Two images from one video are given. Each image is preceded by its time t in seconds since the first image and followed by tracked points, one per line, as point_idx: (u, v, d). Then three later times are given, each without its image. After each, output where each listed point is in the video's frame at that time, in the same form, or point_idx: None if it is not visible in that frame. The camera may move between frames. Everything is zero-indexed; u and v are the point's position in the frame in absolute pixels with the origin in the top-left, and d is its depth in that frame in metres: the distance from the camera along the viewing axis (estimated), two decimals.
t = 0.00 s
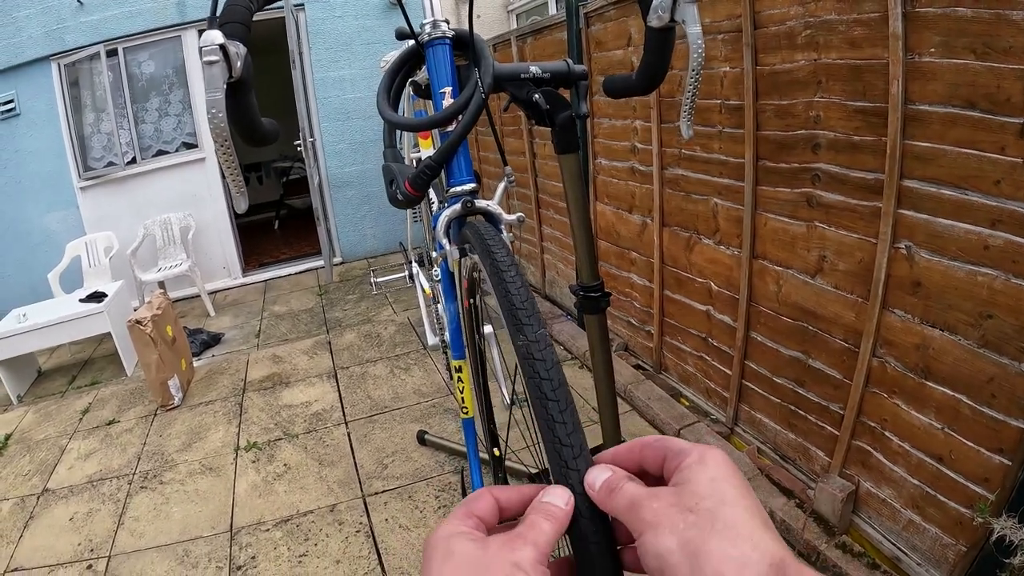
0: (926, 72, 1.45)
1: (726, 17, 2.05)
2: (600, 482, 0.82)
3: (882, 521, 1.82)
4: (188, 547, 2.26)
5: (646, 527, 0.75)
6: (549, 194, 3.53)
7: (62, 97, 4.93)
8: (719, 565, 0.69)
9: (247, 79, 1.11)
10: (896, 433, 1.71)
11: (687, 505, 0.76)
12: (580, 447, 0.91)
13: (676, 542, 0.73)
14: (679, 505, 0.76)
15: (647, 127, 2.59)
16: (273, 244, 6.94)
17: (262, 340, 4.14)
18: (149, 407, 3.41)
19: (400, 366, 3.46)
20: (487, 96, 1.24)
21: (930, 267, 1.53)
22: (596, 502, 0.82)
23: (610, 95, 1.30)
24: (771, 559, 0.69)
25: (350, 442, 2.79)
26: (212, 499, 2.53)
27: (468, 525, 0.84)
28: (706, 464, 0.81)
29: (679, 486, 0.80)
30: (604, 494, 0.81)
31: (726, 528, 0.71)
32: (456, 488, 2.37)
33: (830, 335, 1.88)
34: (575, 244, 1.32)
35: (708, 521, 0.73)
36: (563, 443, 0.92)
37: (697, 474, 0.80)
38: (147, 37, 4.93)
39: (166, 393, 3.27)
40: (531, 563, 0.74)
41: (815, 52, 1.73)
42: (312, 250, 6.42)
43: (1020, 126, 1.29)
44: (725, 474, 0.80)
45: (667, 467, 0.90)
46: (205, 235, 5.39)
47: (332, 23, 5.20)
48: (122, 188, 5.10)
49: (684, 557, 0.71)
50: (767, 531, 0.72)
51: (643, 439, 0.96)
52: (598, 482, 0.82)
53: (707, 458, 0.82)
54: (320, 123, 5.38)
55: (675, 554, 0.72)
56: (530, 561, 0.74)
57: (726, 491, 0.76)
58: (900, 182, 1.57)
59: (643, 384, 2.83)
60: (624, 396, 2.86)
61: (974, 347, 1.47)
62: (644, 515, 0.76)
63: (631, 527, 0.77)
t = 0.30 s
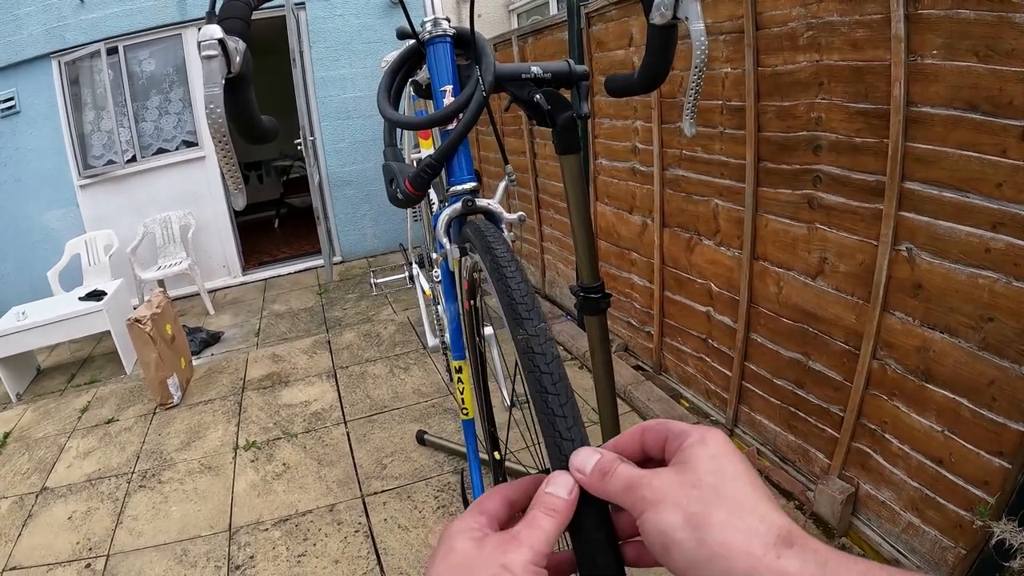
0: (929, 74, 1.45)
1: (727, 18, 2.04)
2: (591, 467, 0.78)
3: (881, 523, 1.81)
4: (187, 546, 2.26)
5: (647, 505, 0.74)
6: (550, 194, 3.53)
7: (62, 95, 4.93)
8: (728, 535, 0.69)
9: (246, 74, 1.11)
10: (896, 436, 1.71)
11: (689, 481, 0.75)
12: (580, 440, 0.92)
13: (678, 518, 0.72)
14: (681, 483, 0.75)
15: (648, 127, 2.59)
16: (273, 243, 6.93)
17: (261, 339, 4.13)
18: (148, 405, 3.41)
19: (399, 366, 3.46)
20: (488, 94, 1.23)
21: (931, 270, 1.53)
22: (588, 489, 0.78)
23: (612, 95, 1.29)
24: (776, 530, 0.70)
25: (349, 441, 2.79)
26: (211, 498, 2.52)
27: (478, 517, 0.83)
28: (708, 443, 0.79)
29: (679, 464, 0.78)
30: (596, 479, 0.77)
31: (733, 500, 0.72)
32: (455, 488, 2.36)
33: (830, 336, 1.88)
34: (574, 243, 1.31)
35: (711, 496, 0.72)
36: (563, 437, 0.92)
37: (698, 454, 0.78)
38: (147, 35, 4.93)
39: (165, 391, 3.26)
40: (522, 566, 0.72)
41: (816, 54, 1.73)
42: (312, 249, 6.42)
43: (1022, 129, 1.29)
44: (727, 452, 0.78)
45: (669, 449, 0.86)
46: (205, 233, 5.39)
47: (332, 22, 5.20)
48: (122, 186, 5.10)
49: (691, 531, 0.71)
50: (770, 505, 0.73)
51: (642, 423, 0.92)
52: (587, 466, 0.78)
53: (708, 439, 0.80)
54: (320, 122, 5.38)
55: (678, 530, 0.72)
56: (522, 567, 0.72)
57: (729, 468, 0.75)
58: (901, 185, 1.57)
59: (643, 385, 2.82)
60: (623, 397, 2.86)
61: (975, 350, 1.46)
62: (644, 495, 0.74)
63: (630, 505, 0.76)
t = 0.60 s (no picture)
0: (930, 77, 1.44)
1: (728, 19, 2.04)
2: (586, 435, 0.80)
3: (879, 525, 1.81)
4: (182, 546, 2.25)
5: (639, 464, 0.73)
6: (549, 194, 3.53)
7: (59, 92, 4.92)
8: (718, 492, 0.68)
9: (244, 73, 1.10)
10: (894, 439, 1.70)
11: (679, 439, 0.73)
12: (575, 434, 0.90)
13: (670, 474, 0.71)
14: (672, 441, 0.73)
15: (648, 128, 2.59)
16: (270, 241, 6.91)
17: (258, 337, 4.12)
18: (144, 404, 3.39)
19: (396, 366, 3.45)
20: (489, 95, 1.21)
21: (931, 273, 1.53)
22: (584, 456, 0.78)
23: (614, 96, 1.28)
24: (766, 488, 0.68)
25: (345, 441, 2.78)
26: (206, 497, 2.51)
27: (477, 492, 0.83)
28: (699, 405, 0.78)
29: (671, 425, 0.77)
30: (590, 445, 0.78)
31: (722, 458, 0.70)
32: (452, 489, 2.35)
33: (830, 339, 1.87)
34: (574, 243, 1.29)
35: (703, 453, 0.71)
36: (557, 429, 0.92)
37: (689, 415, 0.76)
38: (146, 32, 4.91)
39: (161, 389, 3.25)
40: (525, 536, 0.73)
41: (818, 56, 1.72)
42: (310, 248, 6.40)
43: None
44: (718, 413, 0.77)
45: (659, 416, 0.85)
46: (202, 231, 5.37)
47: (332, 20, 5.19)
48: (120, 183, 5.08)
49: (680, 488, 0.70)
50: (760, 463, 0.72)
51: (632, 396, 0.91)
52: (582, 434, 0.79)
53: (699, 401, 0.79)
54: (319, 120, 5.37)
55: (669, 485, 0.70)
56: (523, 537, 0.72)
57: (722, 428, 0.74)
58: (902, 188, 1.56)
59: (641, 386, 2.82)
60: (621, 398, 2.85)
61: (974, 353, 1.46)
62: (637, 453, 0.74)
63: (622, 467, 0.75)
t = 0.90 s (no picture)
0: (932, 79, 1.44)
1: (728, 19, 2.03)
2: (588, 424, 0.78)
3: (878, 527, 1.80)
4: (177, 547, 2.23)
5: (636, 453, 0.71)
6: (547, 194, 3.52)
7: (56, 89, 4.90)
8: (716, 479, 0.64)
9: (241, 70, 1.08)
10: (893, 441, 1.70)
11: (672, 424, 0.70)
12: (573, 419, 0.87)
13: (666, 460, 0.68)
14: (663, 427, 0.70)
15: (646, 128, 2.58)
16: (267, 240, 6.89)
17: (254, 337, 4.10)
18: (140, 403, 3.37)
19: (393, 366, 3.43)
20: (491, 93, 1.20)
21: (932, 275, 1.52)
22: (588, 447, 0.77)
23: (617, 97, 1.27)
24: (766, 467, 0.65)
25: (342, 442, 2.77)
26: (202, 498, 2.49)
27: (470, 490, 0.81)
28: (689, 384, 0.75)
29: (664, 408, 0.74)
30: (591, 435, 0.77)
31: (717, 440, 0.66)
32: (449, 490, 2.34)
33: (829, 341, 1.86)
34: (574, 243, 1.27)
35: (696, 435, 0.67)
36: (556, 410, 0.90)
37: (681, 395, 0.73)
38: (143, 30, 4.89)
39: (157, 389, 3.23)
40: (499, 515, 0.72)
41: (818, 57, 1.72)
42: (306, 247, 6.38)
43: None
44: (710, 390, 0.73)
45: (653, 398, 0.82)
46: (199, 230, 5.35)
47: (329, 18, 5.17)
48: (116, 181, 5.06)
49: (676, 477, 0.67)
50: (758, 440, 0.68)
51: (625, 379, 0.88)
52: (586, 423, 0.78)
53: (689, 379, 0.76)
54: (316, 119, 5.35)
55: (667, 473, 0.67)
56: (497, 516, 0.72)
57: (715, 406, 0.70)
58: (902, 190, 1.55)
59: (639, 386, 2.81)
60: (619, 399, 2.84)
61: (974, 356, 1.45)
62: (633, 442, 0.71)
63: (622, 456, 0.73)
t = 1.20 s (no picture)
0: (932, 78, 1.43)
1: (727, 18, 2.02)
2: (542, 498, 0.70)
3: (877, 528, 1.80)
4: (173, 549, 2.22)
5: (601, 531, 0.64)
6: (544, 194, 3.51)
7: (51, 89, 4.88)
8: (687, 557, 0.57)
9: (234, 69, 1.07)
10: (892, 442, 1.69)
11: (634, 494, 0.62)
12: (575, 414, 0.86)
13: (634, 539, 0.61)
14: (625, 498, 0.63)
15: (644, 128, 2.57)
16: (265, 241, 6.87)
17: (251, 337, 4.09)
18: (135, 404, 3.36)
19: (390, 366, 3.42)
20: (488, 92, 1.19)
21: (931, 276, 1.51)
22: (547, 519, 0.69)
23: (614, 94, 1.25)
24: (743, 535, 0.56)
25: (338, 443, 2.75)
26: (198, 500, 2.48)
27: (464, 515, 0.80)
28: (646, 431, 0.67)
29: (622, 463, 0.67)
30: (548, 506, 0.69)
31: (685, 511, 0.59)
32: (446, 492, 2.33)
33: (828, 342, 1.85)
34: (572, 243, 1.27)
35: (660, 507, 0.60)
36: (557, 409, 0.89)
37: (638, 450, 0.65)
38: (139, 29, 4.87)
39: (152, 390, 3.22)
40: (470, 509, 0.72)
41: (818, 56, 1.71)
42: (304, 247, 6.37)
43: None
44: (671, 436, 0.65)
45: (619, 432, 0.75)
46: (196, 230, 5.34)
47: (326, 18, 5.16)
48: (113, 181, 5.04)
49: (651, 557, 0.60)
50: (729, 497, 0.60)
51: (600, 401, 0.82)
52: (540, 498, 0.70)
53: (646, 423, 0.68)
54: (314, 118, 5.34)
55: (637, 552, 0.61)
56: (468, 508, 0.72)
57: (676, 462, 0.63)
58: (902, 190, 1.55)
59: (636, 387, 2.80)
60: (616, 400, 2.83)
61: (974, 356, 1.44)
62: (595, 518, 0.64)
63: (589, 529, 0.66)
